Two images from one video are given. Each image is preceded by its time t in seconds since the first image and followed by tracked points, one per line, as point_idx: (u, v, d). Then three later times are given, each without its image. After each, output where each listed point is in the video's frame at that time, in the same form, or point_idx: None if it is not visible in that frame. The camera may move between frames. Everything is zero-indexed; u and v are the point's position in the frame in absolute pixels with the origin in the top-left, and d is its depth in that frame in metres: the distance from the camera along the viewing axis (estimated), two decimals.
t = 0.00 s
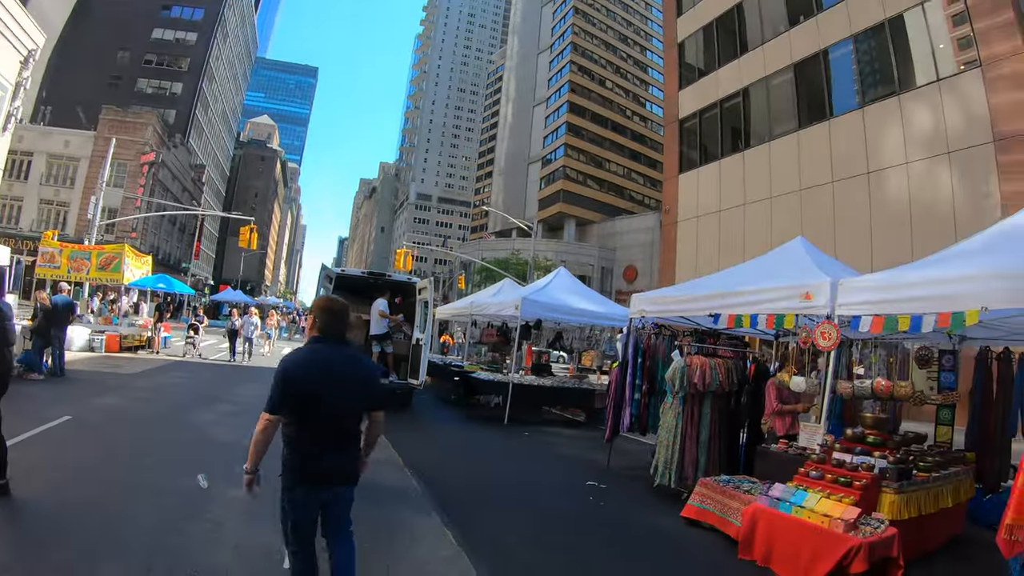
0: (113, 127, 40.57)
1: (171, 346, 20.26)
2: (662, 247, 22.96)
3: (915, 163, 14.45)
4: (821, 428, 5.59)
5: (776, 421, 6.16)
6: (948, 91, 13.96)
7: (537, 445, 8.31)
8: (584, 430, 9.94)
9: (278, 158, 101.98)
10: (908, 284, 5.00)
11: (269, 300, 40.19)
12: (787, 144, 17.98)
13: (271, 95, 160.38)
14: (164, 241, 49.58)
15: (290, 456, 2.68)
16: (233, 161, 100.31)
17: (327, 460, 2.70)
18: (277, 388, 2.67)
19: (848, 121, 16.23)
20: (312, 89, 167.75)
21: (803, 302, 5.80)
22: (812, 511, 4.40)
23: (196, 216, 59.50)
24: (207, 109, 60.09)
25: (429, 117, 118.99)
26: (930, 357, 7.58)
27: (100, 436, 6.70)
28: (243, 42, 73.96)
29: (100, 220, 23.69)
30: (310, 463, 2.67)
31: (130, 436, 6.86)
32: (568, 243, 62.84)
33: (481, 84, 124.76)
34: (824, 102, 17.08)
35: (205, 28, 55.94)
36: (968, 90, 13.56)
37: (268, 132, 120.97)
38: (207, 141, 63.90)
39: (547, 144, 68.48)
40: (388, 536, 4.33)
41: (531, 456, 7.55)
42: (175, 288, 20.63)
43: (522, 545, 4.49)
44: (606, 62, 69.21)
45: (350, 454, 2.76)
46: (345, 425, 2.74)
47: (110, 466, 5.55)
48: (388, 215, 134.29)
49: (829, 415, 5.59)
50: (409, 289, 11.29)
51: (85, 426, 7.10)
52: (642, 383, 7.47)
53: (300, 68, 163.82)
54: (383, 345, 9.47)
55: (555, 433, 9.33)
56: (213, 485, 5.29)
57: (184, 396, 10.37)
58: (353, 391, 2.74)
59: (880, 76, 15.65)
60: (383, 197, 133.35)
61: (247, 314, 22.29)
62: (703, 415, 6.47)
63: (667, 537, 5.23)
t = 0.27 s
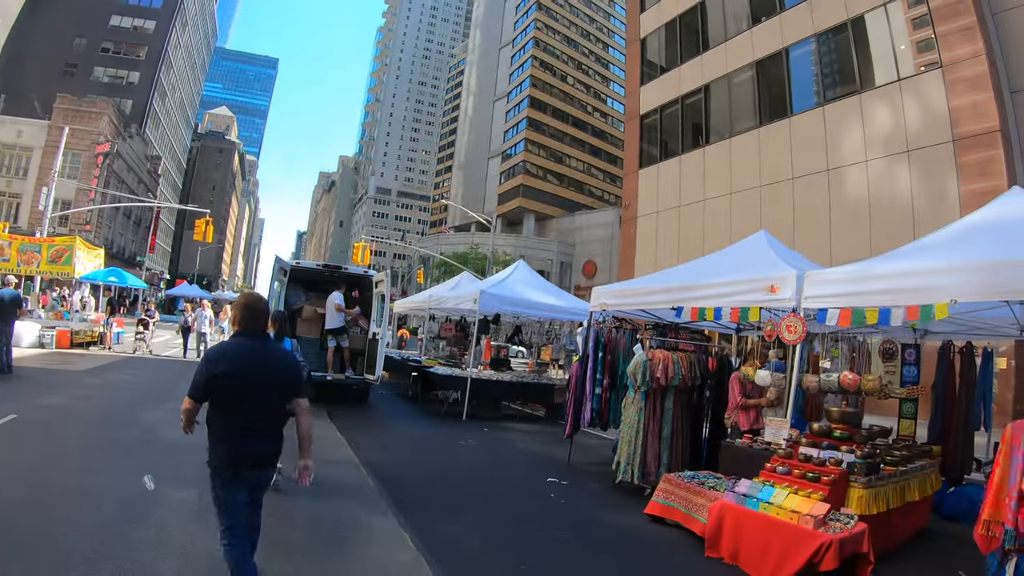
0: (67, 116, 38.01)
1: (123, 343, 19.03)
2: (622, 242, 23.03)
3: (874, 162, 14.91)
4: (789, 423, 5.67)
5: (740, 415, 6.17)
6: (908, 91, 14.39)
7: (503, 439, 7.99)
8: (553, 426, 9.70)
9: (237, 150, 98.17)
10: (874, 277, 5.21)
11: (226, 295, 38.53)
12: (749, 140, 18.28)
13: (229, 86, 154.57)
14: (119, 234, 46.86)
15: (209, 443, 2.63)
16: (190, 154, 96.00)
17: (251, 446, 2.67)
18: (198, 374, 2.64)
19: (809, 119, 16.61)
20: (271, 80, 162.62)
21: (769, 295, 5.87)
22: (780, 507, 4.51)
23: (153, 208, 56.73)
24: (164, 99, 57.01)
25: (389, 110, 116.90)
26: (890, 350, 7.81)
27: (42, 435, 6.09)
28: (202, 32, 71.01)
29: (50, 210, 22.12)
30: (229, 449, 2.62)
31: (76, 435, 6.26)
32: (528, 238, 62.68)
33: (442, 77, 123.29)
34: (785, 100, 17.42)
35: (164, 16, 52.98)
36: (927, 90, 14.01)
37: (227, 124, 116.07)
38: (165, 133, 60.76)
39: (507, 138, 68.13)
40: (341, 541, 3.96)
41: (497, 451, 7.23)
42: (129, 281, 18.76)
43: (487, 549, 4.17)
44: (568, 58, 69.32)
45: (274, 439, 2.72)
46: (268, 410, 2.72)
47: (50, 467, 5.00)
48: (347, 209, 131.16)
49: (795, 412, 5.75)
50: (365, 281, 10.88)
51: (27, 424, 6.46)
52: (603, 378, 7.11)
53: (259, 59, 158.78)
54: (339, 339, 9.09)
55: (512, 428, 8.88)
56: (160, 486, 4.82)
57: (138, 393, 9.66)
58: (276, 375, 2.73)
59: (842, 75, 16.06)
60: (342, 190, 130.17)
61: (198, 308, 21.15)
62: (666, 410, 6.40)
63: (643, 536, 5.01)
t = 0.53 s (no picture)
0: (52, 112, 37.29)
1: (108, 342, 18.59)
2: (613, 239, 22.91)
3: (865, 159, 14.89)
4: (791, 424, 5.60)
5: (738, 414, 6.08)
6: (900, 88, 14.40)
7: (497, 438, 7.77)
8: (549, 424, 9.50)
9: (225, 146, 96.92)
10: (874, 272, 5.14)
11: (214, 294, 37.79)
12: (740, 136, 18.23)
13: (216, 82, 152.63)
14: (105, 231, 45.86)
15: (183, 422, 3.01)
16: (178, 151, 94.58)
17: (220, 426, 3.09)
18: (173, 360, 3.00)
19: (801, 115, 16.58)
20: (259, 77, 160.82)
21: (768, 291, 5.73)
22: (785, 509, 4.40)
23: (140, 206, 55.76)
24: (153, 95, 56.11)
25: (378, 107, 116.02)
26: (887, 347, 7.76)
27: (22, 436, 5.81)
28: (190, 28, 69.98)
29: (37, 207, 21.64)
30: (203, 429, 3.02)
31: (58, 435, 5.99)
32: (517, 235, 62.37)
33: (432, 74, 122.62)
34: (775, 97, 17.39)
35: (151, 11, 52.33)
36: (919, 88, 14.02)
37: (214, 120, 114.44)
38: (152, 130, 59.78)
39: (497, 135, 67.76)
40: (331, 546, 3.77)
41: (492, 450, 7.01)
42: (115, 279, 18.12)
43: (483, 554, 3.99)
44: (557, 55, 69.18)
45: (240, 421, 3.16)
46: (232, 393, 3.13)
47: (29, 470, 4.75)
48: (336, 207, 130.03)
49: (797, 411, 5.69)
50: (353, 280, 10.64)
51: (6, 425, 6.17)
52: (597, 376, 6.89)
53: (247, 55, 157.01)
54: (327, 338, 8.88)
55: (502, 427, 8.63)
56: (142, 489, 4.58)
57: (123, 393, 9.33)
58: (241, 364, 3.16)
59: (833, 72, 16.05)
60: (331, 187, 128.98)
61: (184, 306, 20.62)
62: (663, 409, 6.28)
63: (644, 538, 4.86)
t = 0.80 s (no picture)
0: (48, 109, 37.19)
1: (106, 341, 18.38)
2: (615, 238, 22.80)
3: (869, 156, 14.77)
4: (808, 422, 5.51)
5: (753, 414, 6.18)
6: (904, 87, 14.26)
7: (503, 439, 7.62)
8: (555, 424, 9.32)
9: (223, 144, 96.57)
10: (894, 271, 5.03)
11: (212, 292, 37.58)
12: (742, 135, 18.12)
13: (214, 81, 152.23)
14: (102, 230, 45.59)
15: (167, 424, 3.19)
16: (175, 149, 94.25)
17: (202, 425, 3.28)
18: (159, 362, 3.17)
19: (803, 113, 16.47)
20: (257, 76, 160.14)
21: (786, 289, 5.61)
22: (806, 511, 4.32)
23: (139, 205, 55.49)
24: (150, 93, 55.84)
25: (377, 105, 115.77)
26: (901, 346, 7.65)
27: (19, 438, 5.66)
28: (188, 26, 69.66)
29: (33, 205, 21.50)
30: (185, 428, 3.21)
31: (57, 438, 5.86)
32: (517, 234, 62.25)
33: (431, 72, 122.37)
34: (778, 95, 17.28)
35: (149, 9, 52.06)
36: (922, 86, 13.90)
37: (212, 118, 114.02)
38: (150, 128, 59.50)
39: (496, 134, 67.57)
40: (343, 552, 3.66)
41: (499, 451, 6.86)
42: (113, 278, 17.93)
43: (495, 560, 3.87)
44: (557, 53, 69.03)
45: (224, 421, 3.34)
46: (215, 394, 3.33)
47: (25, 474, 4.60)
48: (334, 205, 129.74)
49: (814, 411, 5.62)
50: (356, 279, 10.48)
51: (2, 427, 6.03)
52: (607, 376, 6.78)
53: (245, 54, 156.55)
54: (330, 337, 8.73)
55: (507, 427, 8.45)
56: (142, 494, 4.43)
57: (122, 393, 9.17)
58: (223, 364, 3.37)
59: (836, 70, 15.92)
60: (329, 186, 128.68)
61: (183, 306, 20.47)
62: (675, 409, 6.20)
63: (660, 542, 4.76)
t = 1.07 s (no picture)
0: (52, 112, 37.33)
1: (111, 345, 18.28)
2: (622, 239, 22.67)
3: (878, 156, 14.61)
4: (835, 426, 5.44)
5: (775, 418, 6.26)
6: (913, 85, 14.10)
7: (517, 444, 7.46)
8: (566, 428, 9.16)
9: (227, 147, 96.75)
10: (920, 271, 4.91)
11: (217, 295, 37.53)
12: (749, 135, 17.98)
13: (218, 84, 152.80)
14: (106, 233, 45.62)
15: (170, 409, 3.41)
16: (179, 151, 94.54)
17: (201, 410, 3.48)
18: (159, 354, 3.45)
19: (812, 112, 16.31)
20: (261, 78, 160.49)
21: (810, 290, 5.51)
22: (839, 518, 4.20)
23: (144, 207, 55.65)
24: (154, 96, 55.95)
25: (381, 107, 115.89)
26: (923, 347, 7.53)
27: (22, 447, 5.54)
28: (192, 30, 69.85)
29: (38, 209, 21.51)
30: (187, 413, 3.42)
31: (62, 446, 5.74)
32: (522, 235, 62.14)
33: (435, 74, 122.45)
34: (785, 95, 17.15)
35: (153, 12, 52.18)
36: (932, 83, 13.71)
37: (215, 121, 114.32)
38: (154, 131, 59.59)
39: (501, 135, 67.50)
40: (363, 564, 3.55)
41: (513, 457, 6.70)
42: (119, 281, 17.83)
43: (517, 571, 3.75)
44: (561, 54, 68.97)
45: (222, 408, 3.55)
46: (215, 381, 3.57)
47: (29, 485, 4.47)
48: (339, 207, 129.90)
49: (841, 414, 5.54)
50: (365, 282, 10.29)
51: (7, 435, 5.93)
52: (625, 380, 6.67)
53: (249, 56, 157.03)
54: (339, 340, 8.59)
55: (521, 430, 8.28)
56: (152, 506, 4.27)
57: (127, 398, 9.07)
58: (221, 356, 3.60)
59: (843, 68, 15.77)
60: (333, 188, 128.80)
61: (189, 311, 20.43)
62: (696, 414, 6.13)
63: (686, 551, 4.64)
